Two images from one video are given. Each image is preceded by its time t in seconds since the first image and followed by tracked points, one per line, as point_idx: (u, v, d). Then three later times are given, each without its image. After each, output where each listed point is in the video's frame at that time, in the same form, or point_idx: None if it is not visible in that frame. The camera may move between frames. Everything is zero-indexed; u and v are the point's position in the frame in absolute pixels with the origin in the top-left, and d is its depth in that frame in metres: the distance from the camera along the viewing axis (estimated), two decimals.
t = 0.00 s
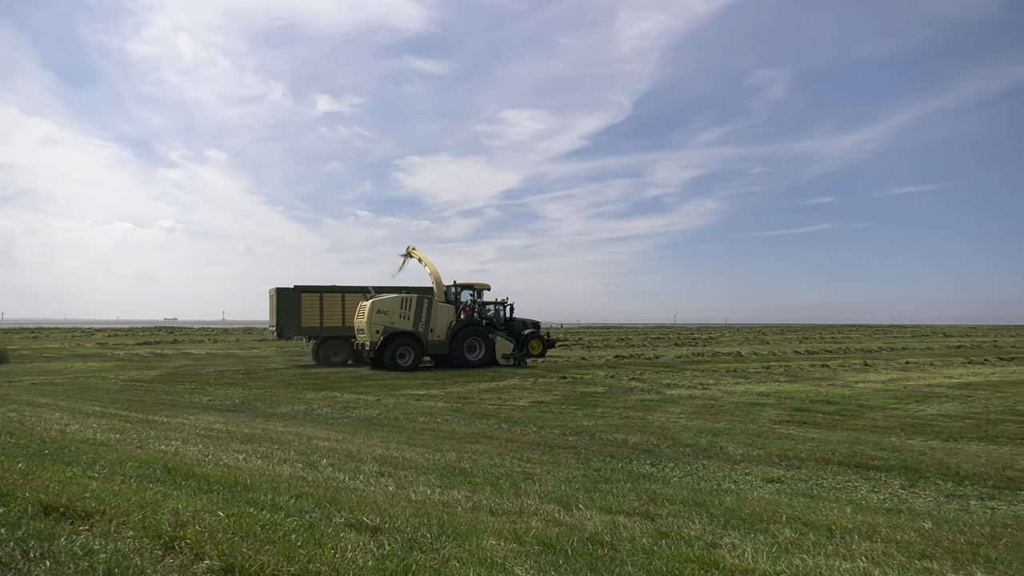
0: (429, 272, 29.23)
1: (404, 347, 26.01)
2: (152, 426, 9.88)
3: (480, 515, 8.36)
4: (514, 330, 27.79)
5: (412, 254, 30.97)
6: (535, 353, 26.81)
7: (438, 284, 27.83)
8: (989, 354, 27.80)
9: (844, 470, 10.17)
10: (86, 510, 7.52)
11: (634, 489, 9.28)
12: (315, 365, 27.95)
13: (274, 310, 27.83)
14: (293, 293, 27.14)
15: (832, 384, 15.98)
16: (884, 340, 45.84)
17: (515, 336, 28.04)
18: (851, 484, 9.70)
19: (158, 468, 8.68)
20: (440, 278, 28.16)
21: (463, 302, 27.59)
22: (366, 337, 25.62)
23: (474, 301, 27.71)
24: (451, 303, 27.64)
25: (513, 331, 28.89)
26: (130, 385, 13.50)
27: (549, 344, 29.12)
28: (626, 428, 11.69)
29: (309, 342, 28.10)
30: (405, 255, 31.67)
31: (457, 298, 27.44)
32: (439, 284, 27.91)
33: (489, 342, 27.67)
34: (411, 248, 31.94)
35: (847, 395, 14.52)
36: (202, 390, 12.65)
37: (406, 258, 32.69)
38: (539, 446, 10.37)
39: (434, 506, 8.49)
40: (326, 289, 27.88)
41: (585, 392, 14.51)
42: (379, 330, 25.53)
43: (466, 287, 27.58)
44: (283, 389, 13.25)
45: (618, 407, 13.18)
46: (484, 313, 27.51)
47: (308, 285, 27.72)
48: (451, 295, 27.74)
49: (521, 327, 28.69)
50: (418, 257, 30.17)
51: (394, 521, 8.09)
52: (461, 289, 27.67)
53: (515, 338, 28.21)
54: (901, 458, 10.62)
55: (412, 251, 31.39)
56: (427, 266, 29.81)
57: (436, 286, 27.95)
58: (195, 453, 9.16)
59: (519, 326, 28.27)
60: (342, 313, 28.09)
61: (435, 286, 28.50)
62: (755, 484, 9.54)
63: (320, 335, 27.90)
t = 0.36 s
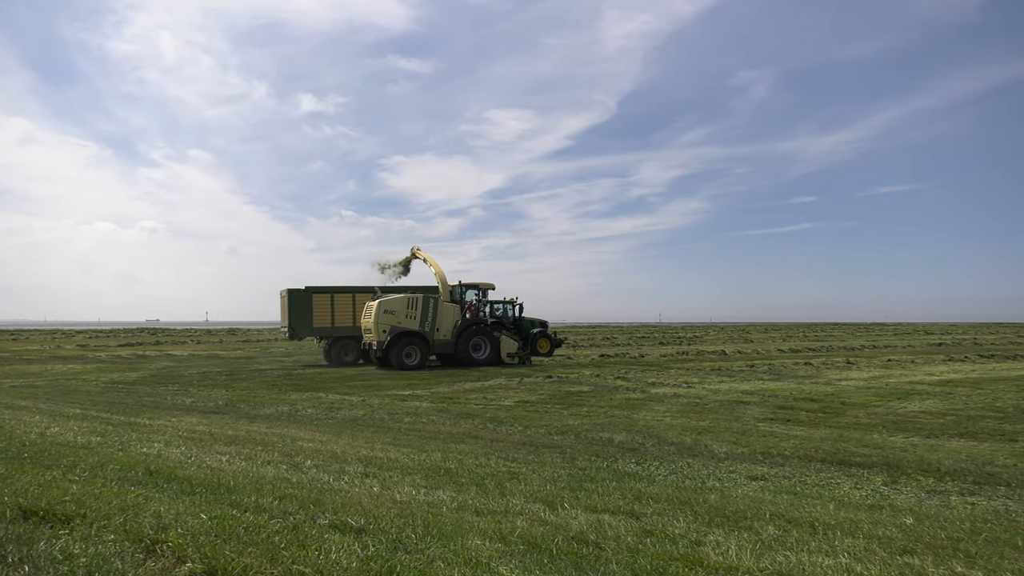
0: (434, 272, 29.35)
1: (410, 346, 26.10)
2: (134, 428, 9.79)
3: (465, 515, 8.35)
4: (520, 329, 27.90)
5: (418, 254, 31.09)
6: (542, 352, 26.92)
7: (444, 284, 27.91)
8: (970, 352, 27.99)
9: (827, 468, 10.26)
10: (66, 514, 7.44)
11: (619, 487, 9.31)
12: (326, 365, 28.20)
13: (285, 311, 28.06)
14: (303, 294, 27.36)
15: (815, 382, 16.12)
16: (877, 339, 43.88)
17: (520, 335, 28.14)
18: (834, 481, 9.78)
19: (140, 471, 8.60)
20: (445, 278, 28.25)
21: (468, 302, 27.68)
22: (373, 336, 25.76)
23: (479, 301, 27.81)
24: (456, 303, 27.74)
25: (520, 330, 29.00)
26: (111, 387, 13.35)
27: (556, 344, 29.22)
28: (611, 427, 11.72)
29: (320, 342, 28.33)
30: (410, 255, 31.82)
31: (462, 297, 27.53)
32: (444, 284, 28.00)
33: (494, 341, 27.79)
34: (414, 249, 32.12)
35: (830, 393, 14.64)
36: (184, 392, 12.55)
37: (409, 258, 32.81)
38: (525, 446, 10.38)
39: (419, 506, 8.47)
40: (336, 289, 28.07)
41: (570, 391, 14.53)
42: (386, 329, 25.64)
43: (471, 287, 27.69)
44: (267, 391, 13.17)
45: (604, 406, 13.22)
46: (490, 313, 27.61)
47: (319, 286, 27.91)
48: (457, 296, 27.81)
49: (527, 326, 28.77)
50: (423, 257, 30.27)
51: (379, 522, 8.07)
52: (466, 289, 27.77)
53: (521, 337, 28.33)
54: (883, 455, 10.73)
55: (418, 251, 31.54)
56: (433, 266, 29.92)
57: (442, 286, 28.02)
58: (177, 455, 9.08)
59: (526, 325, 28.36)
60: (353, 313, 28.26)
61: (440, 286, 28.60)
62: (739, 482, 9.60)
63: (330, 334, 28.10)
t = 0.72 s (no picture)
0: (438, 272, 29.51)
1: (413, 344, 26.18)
2: (110, 427, 9.67)
3: (445, 514, 8.33)
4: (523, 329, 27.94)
5: (422, 254, 31.34)
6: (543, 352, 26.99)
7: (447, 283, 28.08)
8: (945, 351, 28.45)
9: (804, 465, 10.36)
10: (38, 514, 7.33)
11: (599, 486, 9.35)
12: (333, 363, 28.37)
13: (293, 308, 28.19)
14: (308, 293, 27.46)
15: (793, 380, 16.29)
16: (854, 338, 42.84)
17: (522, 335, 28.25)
18: (811, 478, 9.88)
19: (115, 471, 8.50)
20: (448, 277, 28.40)
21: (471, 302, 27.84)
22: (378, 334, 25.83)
23: (482, 300, 27.98)
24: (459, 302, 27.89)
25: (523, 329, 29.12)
26: (86, 387, 13.15)
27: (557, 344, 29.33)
28: (591, 425, 11.76)
29: (328, 340, 28.48)
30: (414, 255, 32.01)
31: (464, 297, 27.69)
32: (448, 284, 28.14)
33: (496, 340, 27.89)
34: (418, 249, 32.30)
35: (808, 392, 14.79)
36: (161, 391, 12.41)
37: (412, 258, 32.92)
38: (505, 445, 10.38)
39: (398, 505, 8.44)
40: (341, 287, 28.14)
41: (551, 390, 14.55)
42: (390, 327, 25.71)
43: (474, 287, 27.85)
44: (246, 390, 13.06)
45: (585, 405, 13.26)
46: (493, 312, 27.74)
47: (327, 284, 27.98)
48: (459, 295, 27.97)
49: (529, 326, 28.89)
50: (426, 257, 30.31)
51: (357, 521, 8.03)
52: (469, 288, 27.94)
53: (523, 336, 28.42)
54: (860, 452, 10.86)
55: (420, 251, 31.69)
56: (438, 267, 30.09)
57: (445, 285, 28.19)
58: (154, 454, 8.98)
59: (529, 325, 28.46)
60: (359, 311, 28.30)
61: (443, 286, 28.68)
62: (717, 479, 9.67)
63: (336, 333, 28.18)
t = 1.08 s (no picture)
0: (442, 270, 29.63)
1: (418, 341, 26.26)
2: (86, 427, 9.55)
3: (425, 513, 8.32)
4: (527, 326, 28.11)
5: (423, 253, 31.67)
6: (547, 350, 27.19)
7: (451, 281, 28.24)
8: (921, 350, 28.87)
9: (783, 463, 10.46)
10: (11, 515, 7.22)
11: (580, 484, 9.38)
12: (341, 361, 28.48)
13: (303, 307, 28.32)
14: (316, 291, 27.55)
15: (773, 379, 16.44)
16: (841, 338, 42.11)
17: (525, 333, 28.43)
18: (790, 476, 9.97)
19: (90, 471, 8.39)
20: (451, 276, 28.58)
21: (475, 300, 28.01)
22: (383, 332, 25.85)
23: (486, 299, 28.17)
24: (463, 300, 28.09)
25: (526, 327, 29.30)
26: (61, 386, 12.96)
27: (559, 342, 29.54)
28: (573, 424, 11.79)
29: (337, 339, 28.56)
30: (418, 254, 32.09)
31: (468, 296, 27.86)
32: (452, 282, 28.27)
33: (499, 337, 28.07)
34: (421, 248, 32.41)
35: (788, 390, 14.93)
36: (138, 390, 12.27)
37: (415, 257, 33.01)
38: (486, 443, 10.38)
39: (378, 505, 8.41)
40: (349, 286, 28.19)
41: (532, 389, 14.55)
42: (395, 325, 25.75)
43: (478, 285, 28.04)
44: (225, 388, 12.95)
45: (566, 403, 13.29)
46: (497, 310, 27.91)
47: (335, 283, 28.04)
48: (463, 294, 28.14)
49: (532, 324, 29.08)
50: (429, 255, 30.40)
51: (337, 520, 8.00)
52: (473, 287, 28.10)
53: (526, 334, 28.59)
54: (837, 450, 10.98)
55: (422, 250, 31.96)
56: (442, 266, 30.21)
57: (449, 284, 28.36)
58: (131, 454, 8.89)
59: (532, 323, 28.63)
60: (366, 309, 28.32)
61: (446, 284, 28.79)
62: (697, 477, 9.74)
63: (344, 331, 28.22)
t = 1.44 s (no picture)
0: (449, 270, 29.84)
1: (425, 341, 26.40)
2: (66, 428, 9.45)
3: (409, 513, 8.30)
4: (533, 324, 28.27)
5: (429, 252, 31.92)
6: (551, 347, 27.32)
7: (457, 281, 28.49)
8: (904, 347, 29.21)
9: (766, 461, 10.53)
10: None
11: (564, 483, 9.40)
12: (351, 360, 28.71)
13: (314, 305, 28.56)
14: (329, 291, 27.77)
15: (757, 377, 16.55)
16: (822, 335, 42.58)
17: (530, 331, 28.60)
18: (773, 474, 10.04)
19: (70, 472, 8.31)
20: (457, 276, 28.79)
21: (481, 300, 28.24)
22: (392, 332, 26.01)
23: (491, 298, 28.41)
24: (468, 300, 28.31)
25: (532, 326, 29.41)
26: (40, 386, 12.80)
27: (563, 340, 29.72)
28: (558, 423, 11.81)
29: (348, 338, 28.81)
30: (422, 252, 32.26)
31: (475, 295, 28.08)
32: (458, 282, 28.48)
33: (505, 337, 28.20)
34: (427, 247, 32.59)
35: (771, 388, 15.04)
36: (119, 391, 12.16)
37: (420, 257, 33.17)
38: (471, 443, 10.39)
39: (363, 505, 8.39)
40: (360, 286, 28.41)
41: (518, 388, 14.56)
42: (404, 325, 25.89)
43: (483, 285, 28.29)
44: (208, 389, 12.86)
45: (551, 402, 13.30)
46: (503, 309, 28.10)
47: (346, 282, 28.28)
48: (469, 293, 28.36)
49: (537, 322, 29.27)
50: (434, 255, 30.56)
51: (320, 521, 7.96)
52: (480, 287, 28.29)
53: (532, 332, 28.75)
54: (820, 448, 11.07)
55: (425, 250, 32.17)
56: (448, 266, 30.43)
57: (455, 283, 28.59)
58: (111, 455, 8.81)
59: (537, 322, 28.83)
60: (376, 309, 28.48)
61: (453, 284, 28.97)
62: (682, 476, 9.79)
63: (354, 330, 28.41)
